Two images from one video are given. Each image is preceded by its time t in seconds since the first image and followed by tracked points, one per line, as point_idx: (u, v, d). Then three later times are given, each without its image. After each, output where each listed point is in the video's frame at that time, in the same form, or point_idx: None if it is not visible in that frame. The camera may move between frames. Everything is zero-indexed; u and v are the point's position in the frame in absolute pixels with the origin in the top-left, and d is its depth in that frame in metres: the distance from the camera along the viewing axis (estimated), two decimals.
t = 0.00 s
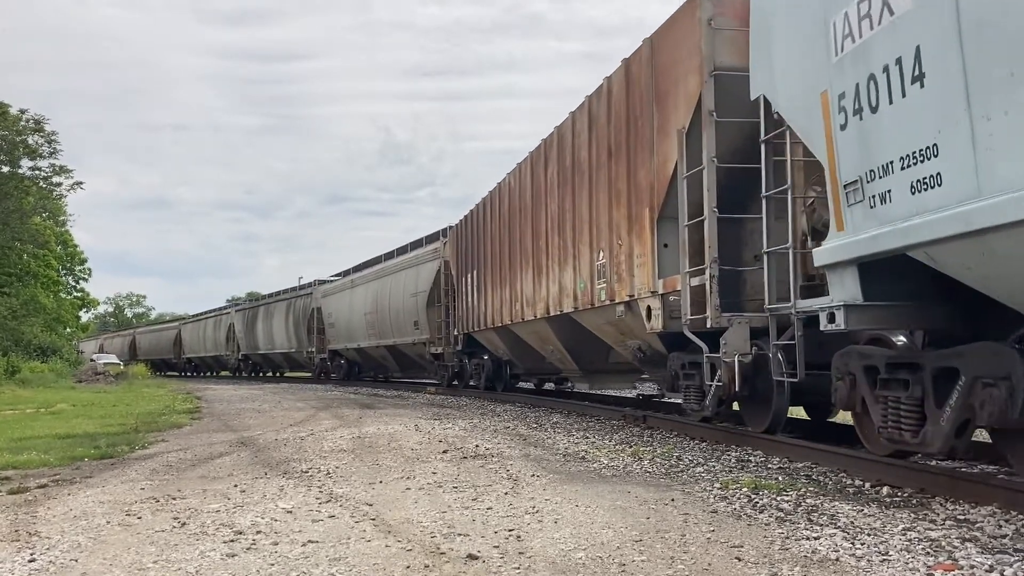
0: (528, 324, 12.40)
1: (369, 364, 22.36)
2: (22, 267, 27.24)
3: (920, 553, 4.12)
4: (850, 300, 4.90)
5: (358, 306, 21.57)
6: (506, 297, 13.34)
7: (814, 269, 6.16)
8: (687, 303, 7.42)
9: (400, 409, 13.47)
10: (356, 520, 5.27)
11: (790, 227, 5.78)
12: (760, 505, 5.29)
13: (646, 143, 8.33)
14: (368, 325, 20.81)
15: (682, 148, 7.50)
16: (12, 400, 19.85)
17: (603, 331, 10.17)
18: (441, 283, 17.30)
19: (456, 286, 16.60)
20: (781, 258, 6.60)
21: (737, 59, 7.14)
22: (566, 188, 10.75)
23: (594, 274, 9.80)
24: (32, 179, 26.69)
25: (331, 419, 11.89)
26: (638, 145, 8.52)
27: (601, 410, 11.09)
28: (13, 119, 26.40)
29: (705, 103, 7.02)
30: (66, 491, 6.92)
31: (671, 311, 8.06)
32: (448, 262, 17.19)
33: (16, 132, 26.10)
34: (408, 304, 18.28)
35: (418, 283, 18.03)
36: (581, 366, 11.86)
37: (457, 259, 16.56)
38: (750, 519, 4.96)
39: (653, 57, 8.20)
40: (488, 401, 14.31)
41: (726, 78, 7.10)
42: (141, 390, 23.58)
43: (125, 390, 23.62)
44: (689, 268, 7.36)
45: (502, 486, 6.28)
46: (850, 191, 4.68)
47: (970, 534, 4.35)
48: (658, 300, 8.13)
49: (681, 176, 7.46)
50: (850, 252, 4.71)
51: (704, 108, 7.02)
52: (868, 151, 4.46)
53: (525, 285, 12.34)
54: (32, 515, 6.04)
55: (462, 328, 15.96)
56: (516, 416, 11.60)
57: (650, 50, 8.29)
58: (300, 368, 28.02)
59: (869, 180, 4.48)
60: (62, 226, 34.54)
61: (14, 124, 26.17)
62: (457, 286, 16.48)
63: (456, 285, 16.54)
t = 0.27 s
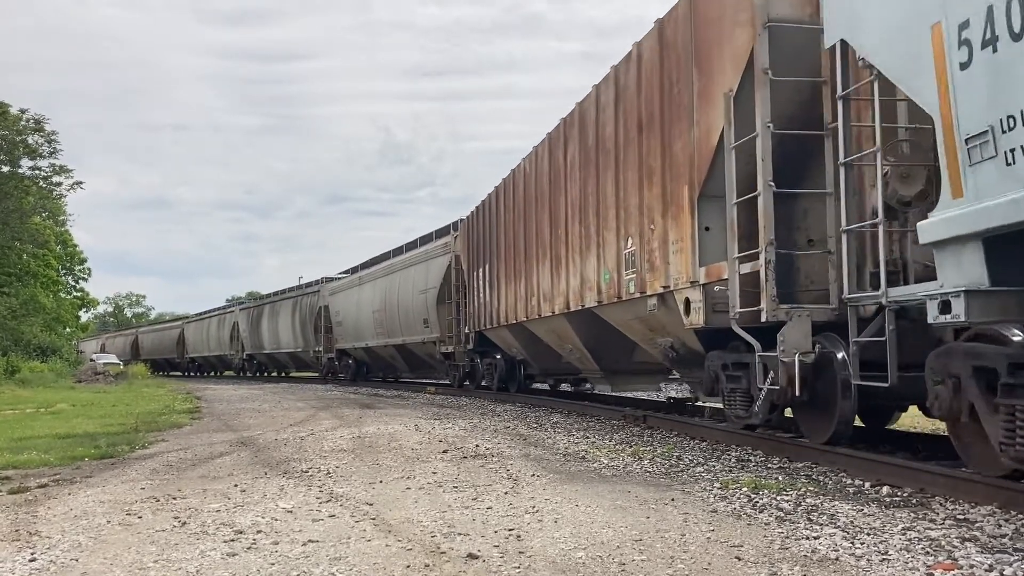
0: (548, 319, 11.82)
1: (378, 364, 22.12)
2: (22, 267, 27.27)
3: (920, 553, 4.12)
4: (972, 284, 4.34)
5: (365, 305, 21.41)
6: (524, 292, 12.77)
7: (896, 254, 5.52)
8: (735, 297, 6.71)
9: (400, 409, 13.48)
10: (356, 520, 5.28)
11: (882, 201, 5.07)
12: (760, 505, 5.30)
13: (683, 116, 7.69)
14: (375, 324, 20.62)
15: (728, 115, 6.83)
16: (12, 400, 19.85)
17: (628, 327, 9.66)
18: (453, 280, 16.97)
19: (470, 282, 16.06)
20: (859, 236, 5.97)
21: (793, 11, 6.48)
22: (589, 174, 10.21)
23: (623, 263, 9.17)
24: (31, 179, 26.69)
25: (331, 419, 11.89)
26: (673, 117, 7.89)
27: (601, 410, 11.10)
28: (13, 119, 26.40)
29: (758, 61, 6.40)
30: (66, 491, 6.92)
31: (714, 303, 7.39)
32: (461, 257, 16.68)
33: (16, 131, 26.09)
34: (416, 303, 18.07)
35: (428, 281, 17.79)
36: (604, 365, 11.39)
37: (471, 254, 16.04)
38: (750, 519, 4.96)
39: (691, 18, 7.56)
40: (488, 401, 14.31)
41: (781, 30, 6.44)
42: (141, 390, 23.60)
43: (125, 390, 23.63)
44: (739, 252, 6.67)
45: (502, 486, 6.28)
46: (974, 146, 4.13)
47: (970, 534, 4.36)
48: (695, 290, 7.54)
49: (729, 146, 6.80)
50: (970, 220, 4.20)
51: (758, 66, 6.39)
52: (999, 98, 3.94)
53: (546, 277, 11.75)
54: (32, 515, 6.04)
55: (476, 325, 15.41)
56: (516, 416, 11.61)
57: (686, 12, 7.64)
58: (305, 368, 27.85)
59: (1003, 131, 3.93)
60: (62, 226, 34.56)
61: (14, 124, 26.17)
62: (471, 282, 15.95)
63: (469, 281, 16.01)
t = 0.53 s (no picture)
0: (570, 315, 10.98)
1: (386, 364, 21.71)
2: (22, 267, 27.28)
3: (921, 553, 4.12)
4: None
5: (373, 304, 21.08)
6: (543, 286, 11.95)
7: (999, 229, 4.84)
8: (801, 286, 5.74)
9: (399, 409, 13.47)
10: (356, 520, 5.27)
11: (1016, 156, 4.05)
12: (761, 505, 5.29)
13: (730, 81, 6.79)
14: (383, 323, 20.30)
15: (790, 73, 5.90)
16: (12, 400, 19.83)
17: (661, 322, 8.82)
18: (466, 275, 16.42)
19: (485, 279, 15.28)
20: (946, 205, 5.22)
21: None
22: (616, 155, 9.38)
23: (657, 251, 8.28)
24: (32, 179, 26.67)
25: (331, 419, 11.90)
26: (720, 82, 6.98)
27: (601, 411, 11.09)
28: (13, 119, 26.39)
29: (831, 6, 5.49)
30: (65, 491, 6.91)
31: (767, 294, 6.42)
32: (476, 252, 15.94)
33: (16, 131, 26.08)
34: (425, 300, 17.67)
35: (438, 277, 17.35)
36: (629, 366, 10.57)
37: (486, 249, 15.29)
38: (750, 520, 4.96)
39: None
40: (488, 402, 14.30)
41: None
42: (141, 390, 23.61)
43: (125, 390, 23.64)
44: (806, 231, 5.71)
45: (502, 486, 6.28)
46: None
47: (971, 534, 4.35)
48: (743, 279, 6.66)
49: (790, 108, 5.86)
50: None
51: (831, 11, 5.47)
52: None
53: (567, 270, 10.90)
54: (31, 515, 6.04)
55: (492, 323, 14.63)
56: (516, 416, 11.60)
57: None
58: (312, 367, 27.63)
59: None
60: (62, 226, 34.57)
61: (14, 124, 26.17)
62: (487, 277, 15.18)
63: (485, 277, 15.24)
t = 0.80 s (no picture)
0: (594, 310, 10.01)
1: (395, 364, 21.30)
2: (23, 267, 27.30)
3: (920, 553, 4.12)
4: None
5: (381, 301, 20.69)
6: (564, 279, 11.02)
7: None
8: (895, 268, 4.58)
9: (400, 409, 13.48)
10: (356, 520, 5.28)
11: None
12: (760, 505, 5.30)
13: (799, 30, 5.70)
14: (392, 321, 19.90)
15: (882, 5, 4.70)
16: (12, 399, 19.85)
17: (700, 318, 7.83)
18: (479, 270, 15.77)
19: (501, 271, 14.40)
20: None
21: None
22: (648, 129, 8.33)
23: (699, 234, 7.23)
24: (32, 179, 26.66)
25: (331, 419, 11.92)
26: (784, 33, 5.87)
27: (601, 410, 11.10)
28: (13, 119, 26.36)
29: None
30: (66, 491, 6.92)
31: (842, 281, 5.36)
32: (493, 243, 15.04)
33: (16, 132, 26.06)
34: (434, 297, 17.18)
35: (447, 273, 16.80)
36: (657, 366, 9.61)
37: (503, 239, 14.39)
38: (750, 520, 4.96)
39: None
40: (488, 401, 14.32)
41: None
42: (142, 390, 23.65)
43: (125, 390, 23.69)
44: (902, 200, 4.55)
45: (502, 486, 6.29)
46: None
47: (970, 534, 4.36)
48: (812, 265, 5.62)
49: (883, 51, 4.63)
50: None
51: None
52: None
53: (590, 261, 9.95)
54: (32, 515, 6.05)
55: (509, 321, 13.83)
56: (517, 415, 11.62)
57: None
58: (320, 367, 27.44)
59: None
60: (63, 226, 34.57)
61: (14, 124, 26.14)
62: (503, 270, 14.30)
63: (502, 270, 14.36)
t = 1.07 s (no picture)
0: (627, 303, 9.07)
1: (406, 363, 20.94)
2: (23, 268, 27.31)
3: (920, 552, 4.12)
4: None
5: (391, 299, 20.26)
6: (591, 270, 10.09)
7: None
8: None
9: (399, 409, 13.47)
10: (356, 520, 5.28)
11: None
12: (760, 504, 5.30)
13: None
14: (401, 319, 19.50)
15: None
16: (12, 400, 19.86)
17: (755, 310, 6.88)
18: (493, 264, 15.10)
19: (521, 263, 13.51)
20: None
21: None
22: (692, 96, 7.35)
23: (761, 210, 6.23)
24: (31, 179, 26.64)
25: (331, 419, 11.93)
26: None
27: (601, 410, 11.10)
28: (12, 119, 26.34)
29: None
30: (66, 491, 6.93)
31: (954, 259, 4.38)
32: (512, 234, 14.14)
33: (15, 132, 26.05)
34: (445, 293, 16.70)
35: (458, 268, 16.26)
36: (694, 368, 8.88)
37: (522, 230, 13.51)
38: (750, 519, 4.96)
39: None
40: (488, 401, 14.33)
41: None
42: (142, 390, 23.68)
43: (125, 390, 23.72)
44: None
45: (502, 485, 6.29)
46: None
47: (970, 534, 4.35)
48: (913, 242, 4.60)
49: None
50: None
51: None
52: None
53: (619, 251, 9.13)
54: (32, 515, 6.04)
55: (527, 320, 13.03)
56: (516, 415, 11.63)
57: None
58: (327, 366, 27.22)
59: None
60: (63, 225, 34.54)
61: (14, 124, 26.12)
62: (522, 263, 13.39)
63: (521, 262, 13.48)
